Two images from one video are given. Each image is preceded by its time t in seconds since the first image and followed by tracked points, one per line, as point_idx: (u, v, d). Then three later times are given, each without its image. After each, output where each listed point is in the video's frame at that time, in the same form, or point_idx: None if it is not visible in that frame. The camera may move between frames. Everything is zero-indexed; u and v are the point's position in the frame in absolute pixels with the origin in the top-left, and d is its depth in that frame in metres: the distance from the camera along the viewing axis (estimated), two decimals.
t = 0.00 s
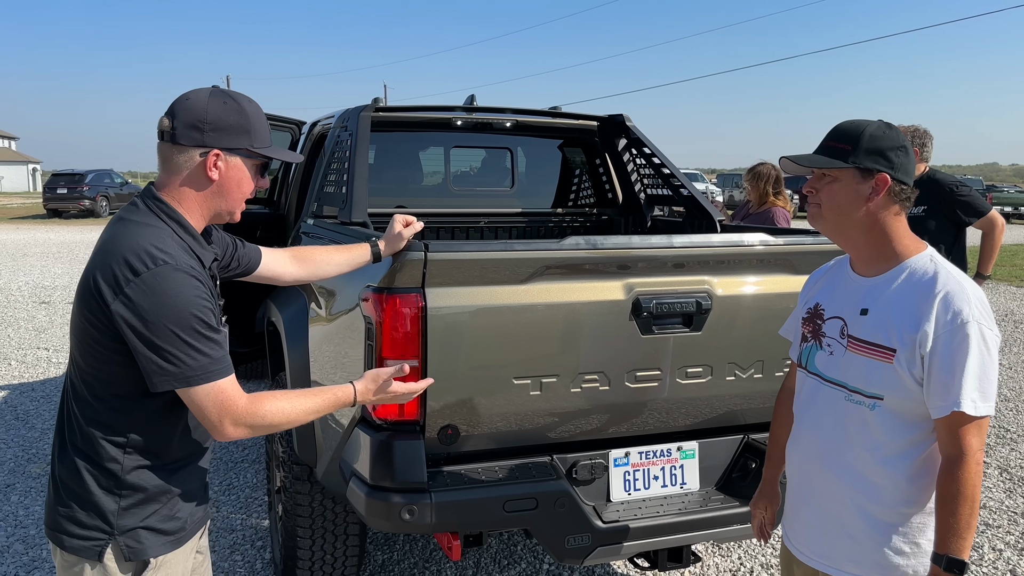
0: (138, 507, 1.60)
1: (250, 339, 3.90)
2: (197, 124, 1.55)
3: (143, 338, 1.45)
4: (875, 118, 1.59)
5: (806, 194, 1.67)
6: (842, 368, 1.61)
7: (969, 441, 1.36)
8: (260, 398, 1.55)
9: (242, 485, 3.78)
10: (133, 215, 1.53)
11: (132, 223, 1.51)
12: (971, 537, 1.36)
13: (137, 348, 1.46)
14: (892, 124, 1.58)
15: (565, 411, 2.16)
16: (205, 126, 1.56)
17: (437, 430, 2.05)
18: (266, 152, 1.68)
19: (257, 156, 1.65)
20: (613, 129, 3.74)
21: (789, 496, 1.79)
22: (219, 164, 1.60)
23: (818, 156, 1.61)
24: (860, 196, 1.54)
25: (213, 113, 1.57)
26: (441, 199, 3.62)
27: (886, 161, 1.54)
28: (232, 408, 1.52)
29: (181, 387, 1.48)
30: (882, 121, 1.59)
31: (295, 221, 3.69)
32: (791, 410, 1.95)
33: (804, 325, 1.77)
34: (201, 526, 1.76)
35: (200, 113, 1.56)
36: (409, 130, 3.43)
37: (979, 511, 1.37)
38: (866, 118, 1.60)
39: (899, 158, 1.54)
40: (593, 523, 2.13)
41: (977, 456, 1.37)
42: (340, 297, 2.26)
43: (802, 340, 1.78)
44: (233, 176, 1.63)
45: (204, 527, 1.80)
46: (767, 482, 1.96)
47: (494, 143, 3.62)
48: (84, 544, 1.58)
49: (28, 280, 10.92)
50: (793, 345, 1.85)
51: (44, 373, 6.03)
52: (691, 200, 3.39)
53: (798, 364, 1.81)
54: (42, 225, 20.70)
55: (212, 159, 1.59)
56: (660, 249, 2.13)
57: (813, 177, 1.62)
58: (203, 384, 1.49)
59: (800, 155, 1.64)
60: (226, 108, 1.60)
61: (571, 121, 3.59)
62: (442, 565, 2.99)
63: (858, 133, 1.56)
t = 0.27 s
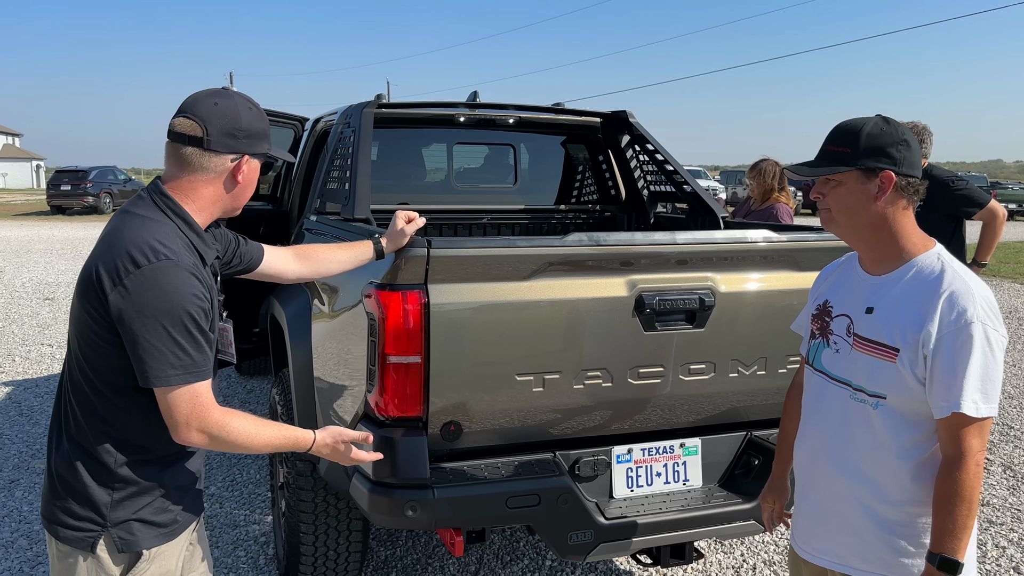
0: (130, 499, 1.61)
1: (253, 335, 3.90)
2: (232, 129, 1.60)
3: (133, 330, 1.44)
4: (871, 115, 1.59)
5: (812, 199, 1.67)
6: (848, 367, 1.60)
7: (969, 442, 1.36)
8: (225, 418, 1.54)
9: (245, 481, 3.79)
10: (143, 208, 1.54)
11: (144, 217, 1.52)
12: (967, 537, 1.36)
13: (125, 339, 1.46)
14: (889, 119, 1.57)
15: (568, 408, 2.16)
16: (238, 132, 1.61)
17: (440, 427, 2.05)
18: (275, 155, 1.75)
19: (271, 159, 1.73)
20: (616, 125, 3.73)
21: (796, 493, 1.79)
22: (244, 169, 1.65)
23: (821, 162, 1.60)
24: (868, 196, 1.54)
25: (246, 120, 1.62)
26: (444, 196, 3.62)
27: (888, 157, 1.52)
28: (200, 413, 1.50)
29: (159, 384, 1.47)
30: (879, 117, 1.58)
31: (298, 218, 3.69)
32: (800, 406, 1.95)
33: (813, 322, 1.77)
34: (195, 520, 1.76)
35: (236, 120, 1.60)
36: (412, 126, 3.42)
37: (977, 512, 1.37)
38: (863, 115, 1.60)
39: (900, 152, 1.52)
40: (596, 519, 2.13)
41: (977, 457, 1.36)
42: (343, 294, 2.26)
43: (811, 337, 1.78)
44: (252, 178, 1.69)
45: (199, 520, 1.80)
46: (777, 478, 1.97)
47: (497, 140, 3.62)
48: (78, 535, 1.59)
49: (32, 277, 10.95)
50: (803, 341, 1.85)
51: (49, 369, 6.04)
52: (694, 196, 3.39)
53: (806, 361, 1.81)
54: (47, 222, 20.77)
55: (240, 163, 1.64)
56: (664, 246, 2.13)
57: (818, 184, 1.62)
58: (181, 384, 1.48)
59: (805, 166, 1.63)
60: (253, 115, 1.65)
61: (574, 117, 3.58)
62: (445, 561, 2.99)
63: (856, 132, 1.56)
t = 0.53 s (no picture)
0: (141, 480, 1.63)
1: (257, 330, 3.91)
2: (196, 110, 1.65)
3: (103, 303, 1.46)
4: (876, 110, 1.58)
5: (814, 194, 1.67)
6: (850, 363, 1.60)
7: (971, 438, 1.35)
8: (190, 401, 1.48)
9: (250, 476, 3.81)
10: (104, 191, 1.59)
11: (104, 200, 1.56)
12: (964, 532, 1.36)
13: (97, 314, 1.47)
14: (892, 114, 1.57)
15: (571, 403, 2.16)
16: (202, 112, 1.66)
17: (443, 422, 2.06)
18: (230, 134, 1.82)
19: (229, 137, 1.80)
20: (620, 120, 3.73)
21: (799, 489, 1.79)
22: (209, 148, 1.70)
23: (825, 158, 1.60)
24: (870, 193, 1.54)
25: (207, 100, 1.68)
26: (447, 192, 3.62)
27: (891, 154, 1.52)
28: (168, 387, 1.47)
29: (131, 353, 1.46)
30: (883, 112, 1.57)
31: (301, 213, 3.70)
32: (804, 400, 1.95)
33: (816, 318, 1.77)
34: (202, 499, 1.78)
35: (199, 102, 1.66)
36: (416, 122, 3.42)
37: (974, 506, 1.37)
38: (867, 110, 1.59)
39: (905, 149, 1.52)
40: (599, 514, 2.13)
41: (978, 453, 1.36)
42: (347, 289, 2.27)
43: (815, 333, 1.78)
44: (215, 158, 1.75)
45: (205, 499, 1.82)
46: (783, 471, 1.97)
47: (500, 135, 3.62)
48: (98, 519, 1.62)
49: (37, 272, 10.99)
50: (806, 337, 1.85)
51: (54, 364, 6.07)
52: (698, 192, 3.38)
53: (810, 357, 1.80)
54: (51, 218, 20.82)
55: (206, 143, 1.70)
56: (667, 241, 2.13)
57: (820, 179, 1.63)
58: (152, 351, 1.46)
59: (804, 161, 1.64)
60: (211, 96, 1.70)
61: (577, 113, 3.58)
62: (449, 555, 3.00)
63: (860, 128, 1.55)
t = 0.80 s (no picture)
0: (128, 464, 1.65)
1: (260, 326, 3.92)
2: (177, 99, 1.66)
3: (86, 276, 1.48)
4: (886, 105, 1.57)
5: (814, 183, 1.67)
6: (852, 358, 1.60)
7: (975, 432, 1.35)
8: (134, 386, 1.47)
9: (253, 471, 3.82)
10: (100, 178, 1.65)
11: (97, 187, 1.61)
12: (975, 527, 1.36)
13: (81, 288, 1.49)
14: (902, 112, 1.56)
15: (574, 399, 2.16)
16: (184, 101, 1.67)
17: (446, 417, 2.06)
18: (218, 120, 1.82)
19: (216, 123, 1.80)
20: (623, 116, 3.72)
21: (801, 485, 1.79)
22: (194, 134, 1.72)
23: (829, 147, 1.60)
24: (870, 188, 1.53)
25: (187, 87, 1.69)
26: (450, 188, 3.62)
27: (894, 151, 1.51)
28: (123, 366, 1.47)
29: (106, 326, 1.46)
30: (893, 108, 1.57)
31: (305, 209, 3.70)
32: (803, 396, 1.95)
33: (816, 314, 1.76)
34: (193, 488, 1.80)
35: (181, 90, 1.67)
36: (419, 118, 3.42)
37: (983, 502, 1.36)
38: (878, 105, 1.58)
39: (909, 147, 1.51)
40: (601, 510, 2.14)
41: (983, 446, 1.36)
42: (350, 285, 2.27)
43: (815, 329, 1.77)
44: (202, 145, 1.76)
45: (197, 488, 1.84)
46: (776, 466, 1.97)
47: (503, 131, 3.61)
48: (87, 502, 1.65)
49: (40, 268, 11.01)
50: (805, 333, 1.85)
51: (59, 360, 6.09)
52: (701, 188, 3.38)
53: (810, 352, 1.80)
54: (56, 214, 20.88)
55: (190, 131, 1.70)
56: (670, 237, 2.12)
57: (821, 168, 1.63)
58: (128, 326, 1.46)
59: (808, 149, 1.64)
60: (192, 83, 1.71)
61: (580, 109, 3.57)
62: (452, 551, 3.01)
63: (866, 122, 1.55)
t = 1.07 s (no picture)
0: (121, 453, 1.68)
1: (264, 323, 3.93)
2: (177, 100, 1.66)
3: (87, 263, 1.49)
4: (890, 102, 1.56)
5: (818, 178, 1.67)
6: (857, 355, 1.60)
7: (982, 427, 1.35)
8: (135, 373, 1.48)
9: (258, 467, 3.83)
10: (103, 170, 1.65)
11: (101, 179, 1.62)
12: (981, 522, 1.36)
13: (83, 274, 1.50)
14: (907, 109, 1.55)
15: (577, 396, 2.16)
16: (184, 101, 1.67)
17: (450, 414, 2.06)
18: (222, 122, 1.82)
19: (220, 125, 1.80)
20: (627, 112, 3.71)
21: (805, 481, 1.79)
22: (197, 135, 1.72)
23: (833, 143, 1.60)
24: (872, 185, 1.53)
25: (188, 89, 1.69)
26: (454, 184, 3.62)
27: (897, 148, 1.51)
28: (127, 351, 1.48)
29: (104, 313, 1.47)
30: (898, 105, 1.56)
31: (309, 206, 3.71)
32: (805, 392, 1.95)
33: (819, 310, 1.76)
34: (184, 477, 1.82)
35: (182, 90, 1.68)
36: (423, 114, 3.42)
37: (990, 497, 1.36)
38: (883, 101, 1.58)
39: (911, 144, 1.50)
40: (605, 506, 2.14)
41: (990, 441, 1.36)
42: (354, 281, 2.27)
43: (817, 326, 1.77)
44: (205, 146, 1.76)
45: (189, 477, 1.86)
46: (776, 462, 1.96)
47: (507, 128, 3.61)
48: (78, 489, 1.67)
49: (44, 265, 11.04)
50: (807, 329, 1.84)
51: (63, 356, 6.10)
52: (706, 184, 3.37)
53: (813, 349, 1.80)
54: (59, 211, 20.92)
55: (192, 131, 1.71)
56: (674, 233, 2.12)
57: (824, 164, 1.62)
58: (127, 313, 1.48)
59: (814, 146, 1.64)
60: (195, 86, 1.72)
61: (584, 105, 3.57)
62: (456, 547, 3.01)
63: (870, 118, 1.54)
